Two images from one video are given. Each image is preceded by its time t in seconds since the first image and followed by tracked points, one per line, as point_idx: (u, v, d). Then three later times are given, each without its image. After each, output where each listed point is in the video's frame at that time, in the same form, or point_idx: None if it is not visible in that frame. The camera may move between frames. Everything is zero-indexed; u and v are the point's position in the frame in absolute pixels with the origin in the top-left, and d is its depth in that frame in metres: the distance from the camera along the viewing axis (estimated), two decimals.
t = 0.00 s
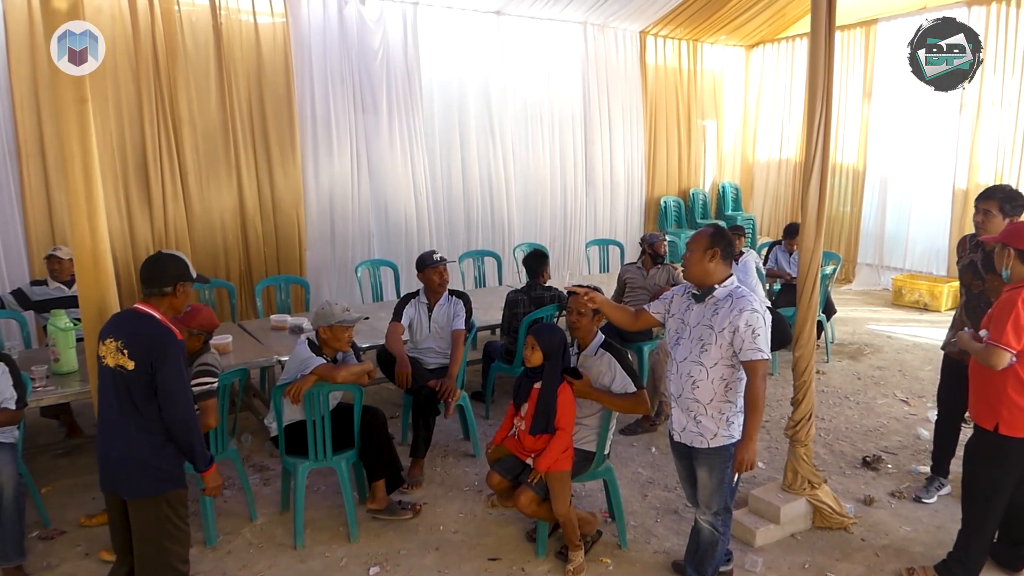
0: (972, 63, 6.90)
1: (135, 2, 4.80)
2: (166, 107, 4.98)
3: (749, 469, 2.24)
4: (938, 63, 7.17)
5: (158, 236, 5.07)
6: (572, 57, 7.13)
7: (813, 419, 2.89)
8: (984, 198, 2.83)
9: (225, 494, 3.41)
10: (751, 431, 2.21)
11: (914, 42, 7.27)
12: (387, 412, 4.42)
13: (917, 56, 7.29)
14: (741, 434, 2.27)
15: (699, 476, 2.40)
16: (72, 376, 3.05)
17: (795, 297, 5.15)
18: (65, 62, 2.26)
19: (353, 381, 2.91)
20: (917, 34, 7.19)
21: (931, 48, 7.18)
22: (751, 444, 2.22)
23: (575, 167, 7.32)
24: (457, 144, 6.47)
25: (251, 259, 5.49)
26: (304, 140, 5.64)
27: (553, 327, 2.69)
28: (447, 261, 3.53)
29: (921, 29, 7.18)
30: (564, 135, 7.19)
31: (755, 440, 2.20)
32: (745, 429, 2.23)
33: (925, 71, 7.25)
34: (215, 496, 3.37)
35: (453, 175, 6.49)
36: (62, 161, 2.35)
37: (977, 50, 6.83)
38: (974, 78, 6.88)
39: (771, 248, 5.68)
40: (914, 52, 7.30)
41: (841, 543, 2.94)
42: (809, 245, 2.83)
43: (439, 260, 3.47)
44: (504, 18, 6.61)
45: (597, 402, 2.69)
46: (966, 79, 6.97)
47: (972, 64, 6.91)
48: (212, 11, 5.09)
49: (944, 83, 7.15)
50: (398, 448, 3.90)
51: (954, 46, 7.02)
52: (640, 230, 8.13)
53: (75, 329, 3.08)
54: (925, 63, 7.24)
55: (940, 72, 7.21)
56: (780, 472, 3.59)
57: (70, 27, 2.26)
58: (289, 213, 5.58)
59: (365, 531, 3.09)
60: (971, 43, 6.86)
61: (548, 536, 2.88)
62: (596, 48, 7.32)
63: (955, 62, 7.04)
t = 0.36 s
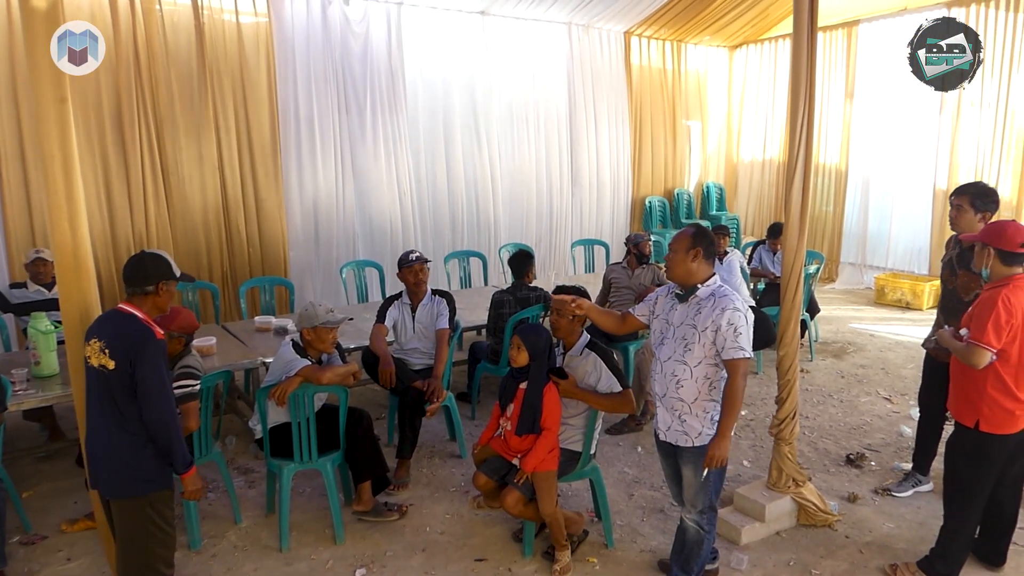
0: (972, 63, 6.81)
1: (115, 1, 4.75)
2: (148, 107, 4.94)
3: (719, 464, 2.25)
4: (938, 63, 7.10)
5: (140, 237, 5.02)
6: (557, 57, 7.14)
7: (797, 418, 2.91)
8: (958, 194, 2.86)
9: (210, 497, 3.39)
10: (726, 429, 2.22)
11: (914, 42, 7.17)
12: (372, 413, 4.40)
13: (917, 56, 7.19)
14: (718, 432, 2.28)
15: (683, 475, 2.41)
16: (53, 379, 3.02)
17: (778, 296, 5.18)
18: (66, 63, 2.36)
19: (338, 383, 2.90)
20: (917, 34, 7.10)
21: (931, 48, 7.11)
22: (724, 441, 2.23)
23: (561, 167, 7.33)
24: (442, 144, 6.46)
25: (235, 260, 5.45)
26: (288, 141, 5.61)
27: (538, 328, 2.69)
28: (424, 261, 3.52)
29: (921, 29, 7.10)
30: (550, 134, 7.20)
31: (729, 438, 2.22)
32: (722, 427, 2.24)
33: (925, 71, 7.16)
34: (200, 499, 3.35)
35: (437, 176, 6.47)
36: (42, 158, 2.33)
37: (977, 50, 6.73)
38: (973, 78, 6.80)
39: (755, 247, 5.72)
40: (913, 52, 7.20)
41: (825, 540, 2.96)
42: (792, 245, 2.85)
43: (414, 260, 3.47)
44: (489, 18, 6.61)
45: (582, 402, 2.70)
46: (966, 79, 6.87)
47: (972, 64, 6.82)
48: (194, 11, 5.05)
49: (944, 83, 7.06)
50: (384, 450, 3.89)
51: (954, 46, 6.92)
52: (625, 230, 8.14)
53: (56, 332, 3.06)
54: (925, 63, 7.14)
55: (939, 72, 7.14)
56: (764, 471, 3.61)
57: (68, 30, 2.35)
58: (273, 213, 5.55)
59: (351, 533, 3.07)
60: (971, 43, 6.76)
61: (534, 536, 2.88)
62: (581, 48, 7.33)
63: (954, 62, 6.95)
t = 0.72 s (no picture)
0: (972, 63, 6.70)
1: None
2: (128, 107, 4.90)
3: (702, 464, 2.26)
4: (938, 63, 6.98)
5: (122, 238, 4.99)
6: (541, 57, 7.15)
7: (781, 415, 2.93)
8: (935, 191, 2.88)
9: (194, 501, 3.36)
10: (709, 428, 2.23)
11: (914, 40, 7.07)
12: (357, 415, 4.39)
13: (917, 55, 7.09)
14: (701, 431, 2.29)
15: (668, 474, 2.42)
16: (33, 383, 2.98)
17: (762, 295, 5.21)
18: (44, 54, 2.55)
19: (323, 385, 2.89)
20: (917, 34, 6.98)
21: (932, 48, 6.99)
22: (708, 440, 2.23)
23: (546, 166, 7.34)
24: (426, 144, 6.45)
25: (218, 261, 5.41)
26: (271, 141, 5.59)
27: (523, 328, 2.68)
28: (402, 262, 3.48)
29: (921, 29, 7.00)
30: (534, 134, 7.21)
31: (712, 437, 2.22)
32: (705, 426, 2.25)
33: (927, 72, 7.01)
34: (183, 503, 3.33)
35: (422, 176, 6.46)
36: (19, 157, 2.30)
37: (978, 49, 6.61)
38: (973, 78, 6.68)
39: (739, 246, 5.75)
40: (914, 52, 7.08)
41: (809, 538, 2.98)
42: (775, 244, 2.86)
43: (395, 262, 3.44)
44: (472, 19, 6.61)
45: (568, 401, 2.70)
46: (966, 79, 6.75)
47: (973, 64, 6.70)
48: (175, 10, 5.01)
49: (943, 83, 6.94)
50: (370, 451, 3.87)
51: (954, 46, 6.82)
52: (610, 230, 8.17)
53: (35, 335, 3.02)
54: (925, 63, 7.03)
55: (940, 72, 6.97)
56: (749, 469, 3.63)
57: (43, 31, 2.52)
58: (256, 214, 5.52)
59: (336, 535, 3.06)
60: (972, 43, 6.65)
61: (520, 536, 2.88)
62: (565, 48, 7.34)
63: (955, 61, 6.83)
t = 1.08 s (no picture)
0: (972, 63, 6.60)
1: None
2: (108, 106, 4.85)
3: (689, 463, 2.27)
4: (938, 63, 6.87)
5: (102, 239, 4.93)
6: (525, 57, 7.15)
7: (764, 414, 2.94)
8: (920, 191, 2.90)
9: (176, 504, 3.34)
10: (694, 427, 2.24)
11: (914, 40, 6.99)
12: (342, 416, 4.38)
13: (916, 56, 6.99)
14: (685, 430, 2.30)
15: (652, 473, 2.43)
16: (11, 386, 2.94)
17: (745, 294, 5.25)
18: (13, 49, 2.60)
19: (307, 386, 2.87)
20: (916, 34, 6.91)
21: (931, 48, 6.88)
22: (694, 439, 2.25)
23: (529, 166, 7.34)
24: (410, 144, 6.44)
25: (200, 262, 5.37)
26: (253, 142, 5.56)
27: (506, 328, 2.68)
28: (387, 263, 3.47)
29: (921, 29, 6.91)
30: (518, 135, 7.21)
31: (698, 436, 2.24)
32: (689, 425, 2.26)
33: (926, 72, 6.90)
34: (166, 506, 3.30)
35: (405, 176, 6.44)
36: None
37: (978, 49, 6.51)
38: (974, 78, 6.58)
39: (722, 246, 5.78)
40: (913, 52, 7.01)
41: (793, 536, 3.00)
42: (757, 244, 2.88)
43: (381, 262, 3.43)
44: (455, 19, 6.61)
45: (552, 401, 2.70)
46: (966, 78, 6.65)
47: (972, 64, 6.60)
48: (156, 9, 4.97)
49: (941, 83, 6.85)
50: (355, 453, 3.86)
51: (954, 46, 6.73)
52: (594, 230, 8.18)
53: (14, 338, 2.97)
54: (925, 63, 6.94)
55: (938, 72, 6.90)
56: (732, 468, 3.65)
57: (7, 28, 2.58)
58: (239, 215, 5.48)
59: (321, 538, 3.05)
60: (972, 43, 6.56)
61: (506, 537, 2.88)
62: (549, 49, 7.35)
63: (955, 61, 6.73)
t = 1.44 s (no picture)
0: (972, 63, 6.53)
1: None
2: (87, 105, 4.80)
3: (675, 460, 2.29)
4: (938, 63, 6.75)
5: (80, 240, 4.86)
6: (508, 57, 7.15)
7: (748, 412, 2.96)
8: (902, 189, 2.92)
9: (159, 508, 3.31)
10: (680, 425, 2.25)
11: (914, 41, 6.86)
12: (326, 418, 4.36)
13: (916, 56, 6.85)
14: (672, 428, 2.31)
15: (638, 472, 2.44)
16: None
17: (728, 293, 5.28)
18: None
19: (290, 389, 2.84)
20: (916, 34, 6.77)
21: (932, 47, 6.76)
22: (680, 436, 2.26)
23: (513, 166, 7.34)
24: (393, 144, 6.41)
25: (181, 263, 5.33)
26: (235, 142, 5.52)
27: (491, 329, 2.67)
28: (371, 264, 3.46)
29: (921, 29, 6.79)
30: (501, 135, 7.21)
31: (683, 433, 2.25)
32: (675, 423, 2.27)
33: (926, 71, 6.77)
34: (148, 510, 3.27)
35: (389, 176, 6.42)
36: None
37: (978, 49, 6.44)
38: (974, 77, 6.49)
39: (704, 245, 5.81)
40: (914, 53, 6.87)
41: (777, 533, 3.02)
42: (740, 242, 2.90)
43: (364, 263, 3.41)
44: (438, 18, 6.60)
45: (537, 401, 2.70)
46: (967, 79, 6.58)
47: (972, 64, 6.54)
48: (135, 9, 4.93)
49: (939, 84, 6.74)
50: (339, 455, 3.84)
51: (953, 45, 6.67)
52: (578, 230, 8.20)
53: None
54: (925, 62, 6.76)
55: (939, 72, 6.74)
56: (717, 466, 3.67)
57: None
58: (220, 215, 5.45)
59: (306, 540, 3.03)
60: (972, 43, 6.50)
61: (491, 538, 2.88)
62: (532, 49, 7.35)
63: (955, 61, 6.66)
